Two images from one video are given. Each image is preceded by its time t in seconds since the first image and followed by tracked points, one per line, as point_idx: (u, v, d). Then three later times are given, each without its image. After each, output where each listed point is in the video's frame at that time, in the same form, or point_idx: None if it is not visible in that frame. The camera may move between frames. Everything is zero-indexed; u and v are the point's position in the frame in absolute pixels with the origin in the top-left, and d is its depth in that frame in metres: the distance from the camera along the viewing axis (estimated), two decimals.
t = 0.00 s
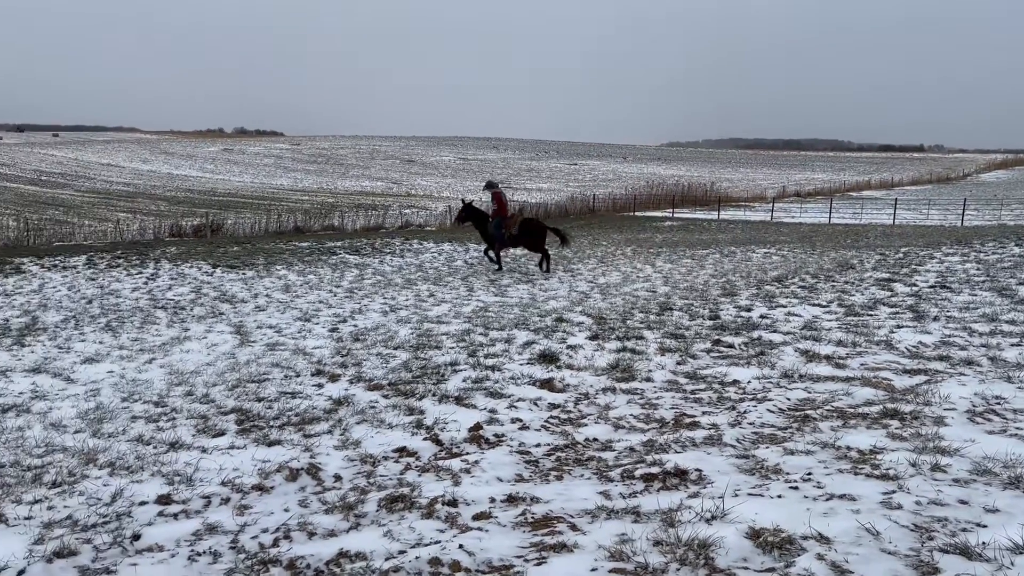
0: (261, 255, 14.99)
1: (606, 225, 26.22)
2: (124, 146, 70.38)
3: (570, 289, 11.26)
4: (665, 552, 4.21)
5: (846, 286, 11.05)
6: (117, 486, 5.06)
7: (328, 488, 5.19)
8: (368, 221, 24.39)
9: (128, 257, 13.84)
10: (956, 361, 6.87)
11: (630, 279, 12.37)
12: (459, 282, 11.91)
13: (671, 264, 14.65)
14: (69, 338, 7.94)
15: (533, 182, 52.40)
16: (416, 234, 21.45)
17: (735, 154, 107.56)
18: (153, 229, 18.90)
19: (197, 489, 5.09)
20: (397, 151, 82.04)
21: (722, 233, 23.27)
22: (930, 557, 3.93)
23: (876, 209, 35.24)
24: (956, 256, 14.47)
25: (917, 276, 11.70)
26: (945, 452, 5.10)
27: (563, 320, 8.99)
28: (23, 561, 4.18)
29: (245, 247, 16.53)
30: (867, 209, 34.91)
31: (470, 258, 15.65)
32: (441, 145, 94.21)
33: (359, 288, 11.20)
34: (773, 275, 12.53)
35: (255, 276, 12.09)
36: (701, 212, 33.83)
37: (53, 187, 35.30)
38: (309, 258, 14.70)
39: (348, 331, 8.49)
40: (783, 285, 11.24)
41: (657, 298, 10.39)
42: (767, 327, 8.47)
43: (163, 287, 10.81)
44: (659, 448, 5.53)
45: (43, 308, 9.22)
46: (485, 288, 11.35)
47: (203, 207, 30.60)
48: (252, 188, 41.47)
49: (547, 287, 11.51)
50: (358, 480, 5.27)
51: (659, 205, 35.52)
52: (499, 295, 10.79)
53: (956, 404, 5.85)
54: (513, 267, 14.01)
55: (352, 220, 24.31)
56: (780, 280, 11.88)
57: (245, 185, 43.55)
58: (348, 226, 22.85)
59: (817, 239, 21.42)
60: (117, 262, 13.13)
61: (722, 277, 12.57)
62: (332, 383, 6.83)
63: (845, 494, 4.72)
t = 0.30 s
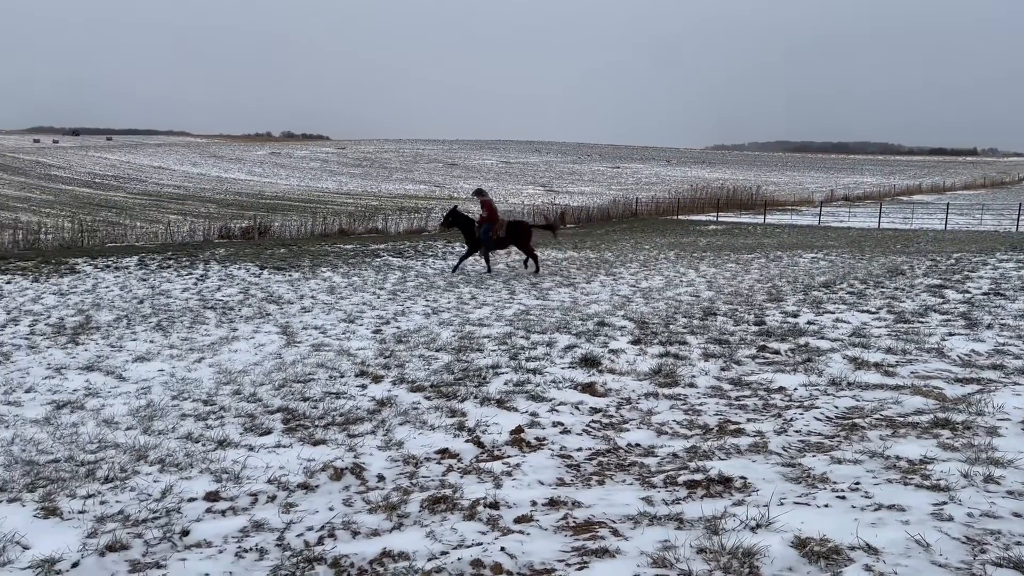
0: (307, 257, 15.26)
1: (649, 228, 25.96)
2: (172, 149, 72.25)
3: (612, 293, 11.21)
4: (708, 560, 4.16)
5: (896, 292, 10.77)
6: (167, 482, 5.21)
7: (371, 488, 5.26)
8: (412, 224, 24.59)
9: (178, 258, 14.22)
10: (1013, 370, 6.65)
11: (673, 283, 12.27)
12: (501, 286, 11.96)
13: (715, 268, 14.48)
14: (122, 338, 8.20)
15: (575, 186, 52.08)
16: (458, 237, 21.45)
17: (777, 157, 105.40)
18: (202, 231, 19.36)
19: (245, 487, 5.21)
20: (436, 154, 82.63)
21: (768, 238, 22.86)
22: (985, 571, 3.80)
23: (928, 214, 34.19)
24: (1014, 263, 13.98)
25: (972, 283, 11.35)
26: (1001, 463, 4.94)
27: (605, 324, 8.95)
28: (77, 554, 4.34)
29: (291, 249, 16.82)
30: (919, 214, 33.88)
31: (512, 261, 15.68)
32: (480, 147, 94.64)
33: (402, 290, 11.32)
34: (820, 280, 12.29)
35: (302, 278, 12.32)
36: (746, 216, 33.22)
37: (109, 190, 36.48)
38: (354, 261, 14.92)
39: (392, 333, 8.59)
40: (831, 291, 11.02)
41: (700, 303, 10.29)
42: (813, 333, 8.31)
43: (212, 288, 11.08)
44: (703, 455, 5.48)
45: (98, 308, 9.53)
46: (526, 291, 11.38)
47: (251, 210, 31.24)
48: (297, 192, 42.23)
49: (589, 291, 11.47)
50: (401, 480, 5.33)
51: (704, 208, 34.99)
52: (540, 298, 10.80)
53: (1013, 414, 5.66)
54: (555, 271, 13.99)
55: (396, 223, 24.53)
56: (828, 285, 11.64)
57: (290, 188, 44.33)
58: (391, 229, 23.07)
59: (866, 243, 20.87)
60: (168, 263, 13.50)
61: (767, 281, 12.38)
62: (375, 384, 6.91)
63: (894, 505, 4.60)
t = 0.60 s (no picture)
0: (353, 260, 15.49)
1: (694, 232, 25.67)
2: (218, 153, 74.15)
3: (656, 297, 11.13)
4: (755, 569, 4.10)
5: (951, 298, 10.47)
6: (217, 479, 5.33)
7: (416, 488, 5.31)
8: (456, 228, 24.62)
9: (229, 260, 14.57)
10: None
11: (718, 288, 12.14)
12: (544, 289, 11.97)
13: (762, 273, 14.26)
14: (174, 337, 8.45)
15: (618, 188, 51.64)
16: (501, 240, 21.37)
17: (819, 159, 103.06)
18: (251, 233, 19.76)
19: (293, 485, 5.31)
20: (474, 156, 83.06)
21: (816, 242, 22.40)
22: None
23: (985, 219, 33.07)
24: None
25: None
26: None
27: (649, 329, 8.90)
28: (130, 549, 4.47)
29: (338, 251, 17.07)
30: (974, 220, 32.78)
31: (555, 265, 15.68)
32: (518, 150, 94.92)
33: (445, 293, 11.41)
34: (871, 286, 12.02)
35: (347, 280, 12.50)
36: (793, 219, 32.58)
37: (163, 193, 37.60)
38: (399, 263, 15.09)
39: (435, 335, 8.66)
40: (882, 297, 10.77)
41: (747, 308, 10.15)
42: (864, 340, 8.14)
43: (261, 289, 11.33)
44: (750, 463, 5.40)
45: (151, 308, 9.80)
46: (569, 295, 11.37)
47: (299, 213, 31.81)
48: (341, 194, 42.86)
49: (632, 295, 11.41)
50: (445, 482, 5.37)
51: (750, 212, 34.39)
52: (584, 302, 10.79)
53: None
54: (598, 274, 13.94)
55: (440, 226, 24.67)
56: (879, 291, 11.37)
57: (334, 190, 45.00)
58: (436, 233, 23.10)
59: (919, 249, 20.28)
60: (220, 264, 13.84)
61: (816, 287, 12.15)
62: (419, 385, 6.98)
63: (949, 517, 4.47)
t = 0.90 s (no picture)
0: (397, 262, 15.66)
1: (740, 236, 25.27)
2: (261, 156, 75.67)
3: (701, 302, 11.03)
4: None
5: (1010, 306, 10.15)
6: (266, 477, 5.44)
7: (460, 490, 5.34)
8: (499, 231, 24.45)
9: (277, 261, 14.86)
10: None
11: (765, 293, 11.97)
12: (587, 292, 11.95)
13: (810, 278, 14.01)
14: (225, 337, 8.66)
15: (660, 191, 51.07)
16: (544, 243, 21.31)
17: (861, 161, 100.72)
18: (298, 236, 20.08)
19: (339, 484, 5.38)
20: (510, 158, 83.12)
21: (867, 247, 21.88)
22: None
23: None
24: None
25: None
26: None
27: (695, 333, 8.83)
28: (183, 544, 4.59)
29: (382, 254, 17.27)
30: None
31: (598, 268, 15.61)
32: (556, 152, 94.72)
33: (489, 296, 11.47)
34: (925, 292, 11.71)
35: (392, 282, 12.66)
36: (843, 223, 31.84)
37: (211, 195, 38.52)
38: (442, 266, 15.20)
39: (479, 338, 8.71)
40: (936, 303, 10.49)
41: (794, 313, 10.00)
42: (916, 347, 7.96)
43: (308, 290, 11.54)
44: (799, 471, 5.32)
45: (202, 308, 10.06)
46: (613, 299, 11.33)
47: (343, 216, 32.25)
48: (382, 197, 43.34)
49: (677, 300, 11.32)
50: (489, 484, 5.39)
51: (798, 216, 33.72)
52: (627, 306, 10.74)
53: None
54: (642, 278, 13.85)
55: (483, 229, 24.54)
56: (933, 298, 11.08)
57: (375, 192, 45.51)
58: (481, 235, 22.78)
59: (975, 255, 19.66)
60: (269, 266, 14.13)
61: (867, 293, 11.89)
62: (463, 387, 7.03)
63: (1006, 529, 4.34)
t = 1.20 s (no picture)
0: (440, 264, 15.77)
1: (785, 239, 24.84)
2: (298, 157, 77.00)
3: (746, 306, 10.90)
4: None
5: None
6: (312, 476, 5.52)
7: (503, 492, 5.36)
8: (541, 233, 24.38)
9: (322, 263, 15.12)
10: None
11: (812, 298, 11.78)
12: (629, 296, 11.91)
13: (859, 283, 13.72)
14: (271, 337, 8.83)
15: (699, 193, 50.47)
16: (586, 246, 21.20)
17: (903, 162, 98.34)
18: (344, 237, 20.30)
19: (384, 484, 5.44)
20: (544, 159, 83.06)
21: (918, 252, 21.32)
22: None
23: None
24: None
25: None
26: None
27: (740, 338, 8.75)
28: (231, 540, 4.68)
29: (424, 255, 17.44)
30: None
31: (640, 271, 15.52)
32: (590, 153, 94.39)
33: (531, 298, 11.50)
34: (981, 299, 11.39)
35: (434, 284, 12.77)
36: (892, 227, 31.05)
37: (255, 197, 39.39)
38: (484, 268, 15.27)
39: (521, 340, 8.75)
40: (993, 310, 10.20)
41: (843, 319, 9.83)
42: (970, 355, 7.77)
43: (352, 292, 11.72)
44: (847, 480, 5.24)
45: (249, 308, 10.30)
46: (655, 302, 11.27)
47: (384, 218, 32.61)
48: (420, 198, 43.70)
49: (721, 304, 11.21)
50: (532, 486, 5.40)
51: (846, 219, 32.98)
52: (670, 310, 10.68)
53: None
54: (685, 281, 13.74)
55: (525, 232, 24.50)
56: (989, 304, 10.76)
57: (413, 194, 45.91)
58: (523, 238, 22.71)
59: None
60: (314, 267, 14.37)
61: (919, 299, 11.61)
62: (505, 389, 7.06)
63: None
